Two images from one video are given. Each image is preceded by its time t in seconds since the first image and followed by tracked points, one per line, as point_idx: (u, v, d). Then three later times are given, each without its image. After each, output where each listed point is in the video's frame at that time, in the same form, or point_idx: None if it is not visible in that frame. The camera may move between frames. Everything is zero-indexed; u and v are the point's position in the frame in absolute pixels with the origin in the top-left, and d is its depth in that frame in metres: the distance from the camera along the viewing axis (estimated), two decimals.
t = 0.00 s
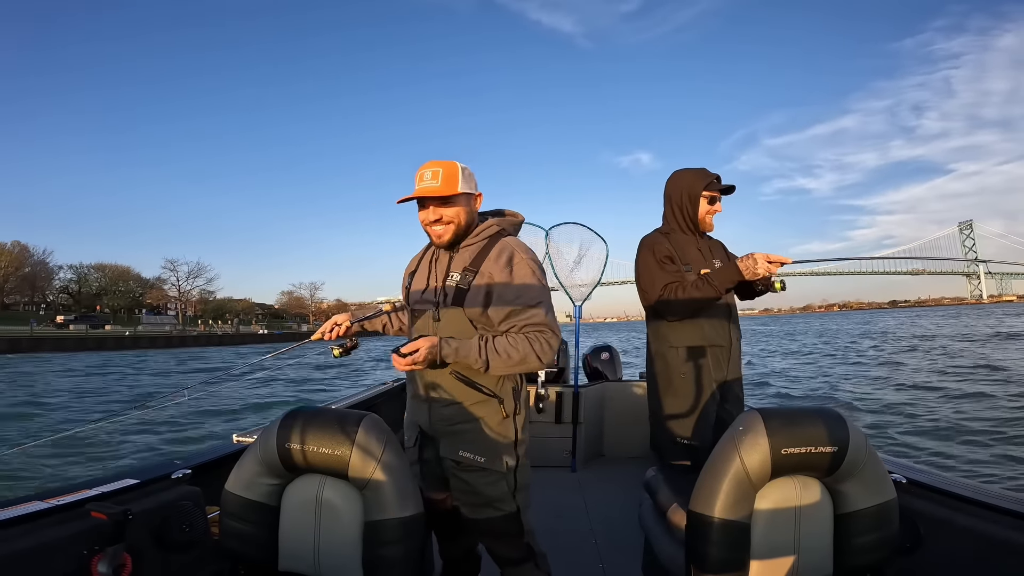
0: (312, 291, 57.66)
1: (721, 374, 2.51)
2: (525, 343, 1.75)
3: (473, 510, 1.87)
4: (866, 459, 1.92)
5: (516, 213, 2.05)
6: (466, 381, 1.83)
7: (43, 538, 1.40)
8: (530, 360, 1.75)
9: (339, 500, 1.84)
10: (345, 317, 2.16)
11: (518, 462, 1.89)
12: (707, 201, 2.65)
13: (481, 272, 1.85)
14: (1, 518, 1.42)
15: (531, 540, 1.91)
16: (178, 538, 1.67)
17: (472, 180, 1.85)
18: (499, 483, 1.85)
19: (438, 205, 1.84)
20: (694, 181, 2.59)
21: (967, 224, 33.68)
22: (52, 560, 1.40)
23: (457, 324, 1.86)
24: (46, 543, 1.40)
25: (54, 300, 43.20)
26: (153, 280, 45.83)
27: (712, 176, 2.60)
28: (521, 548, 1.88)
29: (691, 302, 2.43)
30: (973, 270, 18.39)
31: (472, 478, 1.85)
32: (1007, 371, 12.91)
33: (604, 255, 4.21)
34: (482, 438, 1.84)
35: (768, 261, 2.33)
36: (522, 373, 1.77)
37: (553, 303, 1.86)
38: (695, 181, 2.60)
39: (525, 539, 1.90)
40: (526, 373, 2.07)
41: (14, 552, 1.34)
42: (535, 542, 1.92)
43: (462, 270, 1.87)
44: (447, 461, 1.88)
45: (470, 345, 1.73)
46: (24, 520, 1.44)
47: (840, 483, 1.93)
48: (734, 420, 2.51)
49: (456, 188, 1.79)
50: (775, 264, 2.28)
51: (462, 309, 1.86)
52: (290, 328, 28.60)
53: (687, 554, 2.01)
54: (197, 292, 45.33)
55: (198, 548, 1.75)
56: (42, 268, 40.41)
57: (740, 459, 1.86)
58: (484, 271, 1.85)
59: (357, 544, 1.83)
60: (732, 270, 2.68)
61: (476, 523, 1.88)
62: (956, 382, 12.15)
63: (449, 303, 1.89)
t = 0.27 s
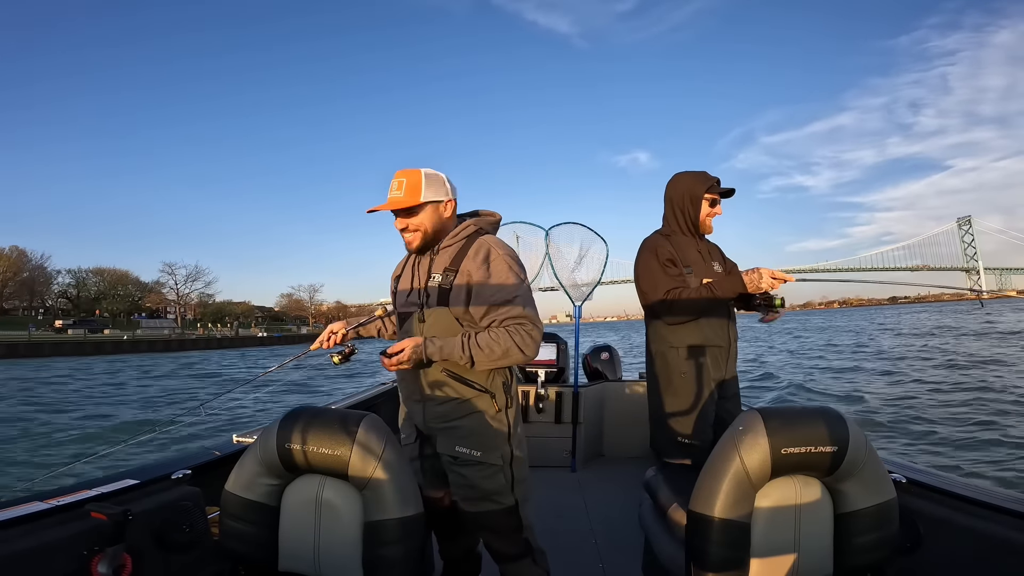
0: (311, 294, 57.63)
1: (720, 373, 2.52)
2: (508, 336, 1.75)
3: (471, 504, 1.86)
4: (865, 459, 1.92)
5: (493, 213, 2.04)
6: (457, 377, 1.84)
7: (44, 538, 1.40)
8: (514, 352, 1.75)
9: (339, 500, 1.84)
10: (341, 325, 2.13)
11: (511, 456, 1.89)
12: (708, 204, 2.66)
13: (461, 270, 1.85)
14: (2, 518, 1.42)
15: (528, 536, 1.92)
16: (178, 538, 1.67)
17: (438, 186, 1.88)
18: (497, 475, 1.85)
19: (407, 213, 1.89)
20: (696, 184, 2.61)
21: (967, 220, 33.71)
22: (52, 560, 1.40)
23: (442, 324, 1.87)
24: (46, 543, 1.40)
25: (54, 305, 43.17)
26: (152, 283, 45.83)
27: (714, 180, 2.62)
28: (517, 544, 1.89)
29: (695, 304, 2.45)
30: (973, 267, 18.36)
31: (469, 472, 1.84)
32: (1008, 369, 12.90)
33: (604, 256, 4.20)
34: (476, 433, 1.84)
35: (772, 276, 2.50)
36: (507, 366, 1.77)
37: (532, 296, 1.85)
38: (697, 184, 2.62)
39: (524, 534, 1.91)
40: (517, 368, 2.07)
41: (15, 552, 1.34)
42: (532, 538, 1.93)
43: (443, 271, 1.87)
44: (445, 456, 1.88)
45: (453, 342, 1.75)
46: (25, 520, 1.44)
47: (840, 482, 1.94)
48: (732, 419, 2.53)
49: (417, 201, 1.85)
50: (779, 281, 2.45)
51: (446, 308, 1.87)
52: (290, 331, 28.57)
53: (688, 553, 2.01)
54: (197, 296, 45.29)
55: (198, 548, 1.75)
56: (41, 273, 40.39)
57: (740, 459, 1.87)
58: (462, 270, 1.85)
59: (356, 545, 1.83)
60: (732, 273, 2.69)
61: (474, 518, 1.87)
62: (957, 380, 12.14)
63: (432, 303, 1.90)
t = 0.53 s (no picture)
0: (311, 286, 57.61)
1: (727, 372, 2.51)
2: (521, 338, 1.74)
3: (474, 506, 1.86)
4: (865, 459, 1.90)
5: (514, 214, 2.02)
6: (466, 378, 1.84)
7: (44, 538, 1.37)
8: (526, 356, 1.75)
9: (339, 500, 1.83)
10: (350, 314, 2.16)
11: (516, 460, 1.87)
12: (728, 209, 2.65)
13: (479, 271, 1.84)
14: (2, 518, 1.39)
15: (530, 539, 1.90)
16: (179, 538, 1.64)
17: (450, 186, 1.87)
18: (499, 479, 1.84)
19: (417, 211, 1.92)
20: (720, 189, 2.59)
21: (970, 224, 33.65)
22: (52, 560, 1.37)
23: (455, 323, 1.85)
24: (47, 543, 1.37)
25: (53, 292, 43.15)
26: (152, 271, 45.82)
27: (737, 187, 2.61)
28: (519, 547, 1.88)
29: (717, 305, 2.44)
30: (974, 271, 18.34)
31: (473, 475, 1.83)
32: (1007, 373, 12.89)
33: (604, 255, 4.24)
34: (482, 434, 1.83)
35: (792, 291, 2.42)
36: (518, 369, 1.76)
37: (548, 300, 1.84)
38: (720, 189, 2.61)
39: (525, 538, 1.89)
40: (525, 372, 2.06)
41: (16, 552, 1.31)
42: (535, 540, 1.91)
43: (461, 270, 1.87)
44: (449, 458, 1.87)
45: (464, 340, 1.74)
46: (25, 520, 1.41)
47: (841, 483, 1.92)
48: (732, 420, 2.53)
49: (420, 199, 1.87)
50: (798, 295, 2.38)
51: (461, 307, 1.86)
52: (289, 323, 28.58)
53: (688, 552, 2.00)
54: (196, 285, 45.27)
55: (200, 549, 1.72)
56: (41, 260, 40.37)
57: (740, 459, 1.85)
58: (481, 270, 1.84)
59: (357, 544, 1.82)
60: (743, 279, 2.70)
61: (478, 520, 1.86)
62: (956, 383, 12.13)
63: (448, 302, 1.89)
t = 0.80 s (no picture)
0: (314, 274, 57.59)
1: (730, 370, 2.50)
2: (533, 342, 1.73)
3: (481, 506, 1.84)
4: (866, 460, 1.88)
5: (529, 219, 2.01)
6: (476, 378, 1.81)
7: (44, 538, 1.36)
8: (538, 359, 1.73)
9: (339, 500, 1.81)
10: (353, 290, 2.15)
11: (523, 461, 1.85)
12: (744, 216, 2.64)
13: (494, 273, 1.82)
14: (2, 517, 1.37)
15: (533, 538, 1.88)
16: (179, 538, 1.62)
17: (470, 185, 1.81)
18: (507, 480, 1.82)
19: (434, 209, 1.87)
20: (738, 197, 2.58)
21: (976, 229, 33.49)
22: (51, 560, 1.35)
23: (468, 323, 1.82)
24: (46, 543, 1.36)
25: (56, 275, 43.21)
26: (155, 256, 45.87)
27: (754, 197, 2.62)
28: (522, 545, 1.86)
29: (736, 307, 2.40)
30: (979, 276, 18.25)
31: (481, 474, 1.81)
32: (1009, 377, 12.84)
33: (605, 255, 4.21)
34: (491, 434, 1.81)
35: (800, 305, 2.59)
36: (528, 372, 1.74)
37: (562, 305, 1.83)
38: (739, 196, 2.59)
39: (529, 536, 1.87)
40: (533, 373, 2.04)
41: (15, 552, 1.30)
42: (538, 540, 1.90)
43: (477, 270, 1.83)
44: (457, 458, 1.85)
45: (478, 341, 1.71)
46: (24, 520, 1.40)
47: (841, 483, 1.90)
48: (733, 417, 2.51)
49: (439, 199, 1.82)
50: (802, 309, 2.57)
51: (474, 307, 1.82)
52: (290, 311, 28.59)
53: (687, 551, 1.99)
54: (199, 271, 45.28)
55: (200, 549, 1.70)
56: (44, 243, 40.41)
57: (740, 459, 1.83)
58: (496, 272, 1.82)
59: (357, 544, 1.80)
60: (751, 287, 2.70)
61: (483, 521, 1.84)
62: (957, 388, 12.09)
63: (461, 302, 1.86)
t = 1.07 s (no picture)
0: (316, 271, 57.67)
1: (728, 369, 2.50)
2: (531, 342, 1.76)
3: (478, 503, 1.84)
4: (866, 460, 1.87)
5: (515, 222, 2.03)
6: (472, 377, 1.82)
7: (43, 538, 1.36)
8: (535, 358, 1.76)
9: (339, 500, 1.81)
10: (339, 300, 2.10)
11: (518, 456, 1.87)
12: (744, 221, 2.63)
13: (489, 276, 1.83)
14: (2, 517, 1.37)
15: (530, 537, 1.89)
16: (179, 538, 1.62)
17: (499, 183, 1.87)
18: (503, 476, 1.82)
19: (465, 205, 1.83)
20: (739, 201, 2.57)
21: (981, 230, 33.34)
22: (51, 560, 1.35)
23: (464, 325, 1.81)
24: (46, 543, 1.36)
25: (59, 272, 43.35)
26: (158, 252, 45.95)
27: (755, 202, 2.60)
28: (520, 544, 1.86)
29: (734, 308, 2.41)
30: (983, 275, 18.15)
31: (477, 470, 1.82)
32: (1013, 377, 12.79)
33: (606, 252, 4.19)
34: (487, 432, 1.82)
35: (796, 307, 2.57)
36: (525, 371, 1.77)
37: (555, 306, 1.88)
38: (739, 202, 2.58)
39: (525, 535, 1.87)
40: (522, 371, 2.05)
41: (14, 552, 1.30)
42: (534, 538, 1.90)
43: (472, 273, 1.83)
44: (453, 455, 1.85)
45: (478, 341, 1.71)
46: (24, 520, 1.40)
47: (841, 483, 1.89)
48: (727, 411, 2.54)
49: (483, 190, 1.81)
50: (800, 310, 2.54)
51: (472, 309, 1.82)
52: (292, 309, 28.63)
53: (688, 552, 1.99)
54: (202, 268, 45.40)
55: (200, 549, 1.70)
56: (47, 240, 40.51)
57: (740, 459, 1.83)
58: (491, 275, 1.83)
59: (357, 544, 1.80)
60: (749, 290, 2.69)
61: (480, 517, 1.84)
62: (960, 387, 12.04)
63: (457, 303, 1.84)
